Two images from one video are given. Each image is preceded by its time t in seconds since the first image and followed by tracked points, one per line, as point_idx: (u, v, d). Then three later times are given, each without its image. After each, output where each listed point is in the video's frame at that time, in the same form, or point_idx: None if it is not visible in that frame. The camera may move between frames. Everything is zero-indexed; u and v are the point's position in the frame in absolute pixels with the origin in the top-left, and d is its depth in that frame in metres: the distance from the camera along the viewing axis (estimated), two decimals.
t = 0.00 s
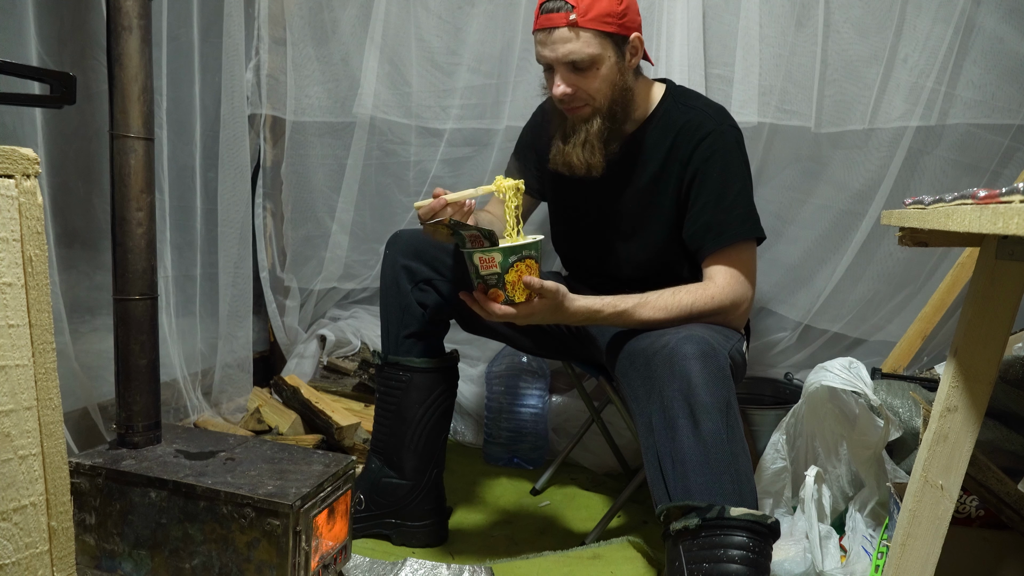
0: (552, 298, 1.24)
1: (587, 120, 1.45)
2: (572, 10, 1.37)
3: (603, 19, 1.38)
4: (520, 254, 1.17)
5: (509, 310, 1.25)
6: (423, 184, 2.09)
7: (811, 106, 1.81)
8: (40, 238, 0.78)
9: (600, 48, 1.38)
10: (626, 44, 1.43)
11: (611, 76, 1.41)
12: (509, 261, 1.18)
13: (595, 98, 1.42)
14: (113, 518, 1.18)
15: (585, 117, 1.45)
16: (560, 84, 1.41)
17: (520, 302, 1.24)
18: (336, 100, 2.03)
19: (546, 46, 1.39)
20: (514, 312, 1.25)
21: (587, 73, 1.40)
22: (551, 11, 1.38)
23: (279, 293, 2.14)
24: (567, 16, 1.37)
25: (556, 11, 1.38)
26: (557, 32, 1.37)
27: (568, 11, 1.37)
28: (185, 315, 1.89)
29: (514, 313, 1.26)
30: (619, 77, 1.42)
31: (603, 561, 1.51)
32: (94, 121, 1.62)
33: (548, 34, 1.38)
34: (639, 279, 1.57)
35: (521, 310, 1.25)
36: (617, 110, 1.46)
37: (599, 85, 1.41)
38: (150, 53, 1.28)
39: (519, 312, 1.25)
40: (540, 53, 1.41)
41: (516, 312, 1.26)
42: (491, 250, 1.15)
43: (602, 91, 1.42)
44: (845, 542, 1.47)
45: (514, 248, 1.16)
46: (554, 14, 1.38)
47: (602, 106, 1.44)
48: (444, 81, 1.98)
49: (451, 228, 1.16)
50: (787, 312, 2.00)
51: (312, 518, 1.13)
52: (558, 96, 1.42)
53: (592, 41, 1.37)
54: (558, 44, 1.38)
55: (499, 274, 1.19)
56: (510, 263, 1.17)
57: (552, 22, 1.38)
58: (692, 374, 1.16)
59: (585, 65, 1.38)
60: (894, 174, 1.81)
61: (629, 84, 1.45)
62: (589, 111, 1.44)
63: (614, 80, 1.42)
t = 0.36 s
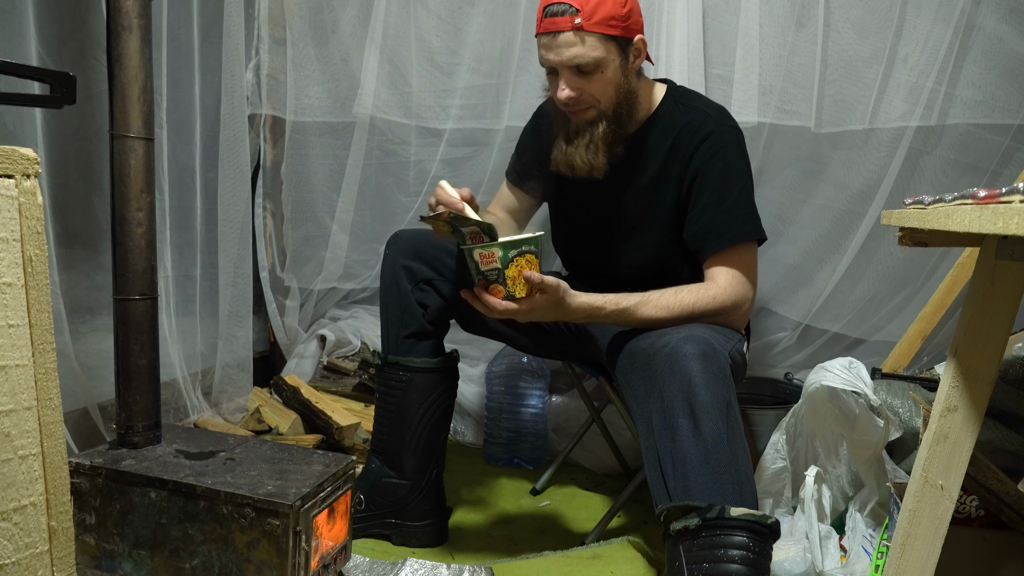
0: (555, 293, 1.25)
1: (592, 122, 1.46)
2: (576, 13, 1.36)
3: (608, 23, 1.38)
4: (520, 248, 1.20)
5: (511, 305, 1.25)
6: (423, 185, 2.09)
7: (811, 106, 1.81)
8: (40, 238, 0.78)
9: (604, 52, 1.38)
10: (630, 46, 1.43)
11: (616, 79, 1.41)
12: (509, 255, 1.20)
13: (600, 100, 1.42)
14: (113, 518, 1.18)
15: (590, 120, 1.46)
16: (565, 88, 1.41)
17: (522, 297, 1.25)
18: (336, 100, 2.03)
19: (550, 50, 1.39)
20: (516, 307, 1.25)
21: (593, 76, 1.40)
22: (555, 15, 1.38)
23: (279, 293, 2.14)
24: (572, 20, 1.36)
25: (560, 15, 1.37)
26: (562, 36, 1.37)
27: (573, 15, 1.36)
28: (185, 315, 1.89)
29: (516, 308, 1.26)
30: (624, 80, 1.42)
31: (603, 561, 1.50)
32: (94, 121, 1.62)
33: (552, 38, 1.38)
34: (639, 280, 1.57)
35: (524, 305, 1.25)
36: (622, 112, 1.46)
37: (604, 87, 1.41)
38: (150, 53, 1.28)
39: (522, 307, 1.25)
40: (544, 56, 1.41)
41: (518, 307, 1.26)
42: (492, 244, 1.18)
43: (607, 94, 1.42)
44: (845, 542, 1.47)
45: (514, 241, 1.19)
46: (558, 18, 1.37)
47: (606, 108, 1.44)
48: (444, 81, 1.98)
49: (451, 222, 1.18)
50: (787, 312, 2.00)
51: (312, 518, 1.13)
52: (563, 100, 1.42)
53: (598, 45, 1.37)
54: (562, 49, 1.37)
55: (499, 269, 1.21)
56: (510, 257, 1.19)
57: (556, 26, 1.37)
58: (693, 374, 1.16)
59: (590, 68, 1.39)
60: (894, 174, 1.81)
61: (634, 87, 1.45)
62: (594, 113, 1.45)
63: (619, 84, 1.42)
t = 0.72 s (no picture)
0: (552, 292, 1.25)
1: (590, 124, 1.46)
2: (573, 15, 1.36)
3: (605, 24, 1.38)
4: (513, 248, 1.23)
5: (508, 306, 1.25)
6: (423, 185, 2.09)
7: (811, 106, 1.81)
8: (40, 238, 0.78)
9: (602, 53, 1.38)
10: (629, 47, 1.43)
11: (614, 80, 1.42)
12: (502, 255, 1.23)
13: (598, 101, 1.43)
14: (113, 518, 1.18)
15: (588, 122, 1.46)
16: (563, 90, 1.41)
17: (519, 298, 1.26)
18: (336, 100, 2.03)
19: (547, 52, 1.39)
20: (514, 308, 1.26)
21: (591, 77, 1.40)
22: (552, 17, 1.38)
23: (279, 293, 2.14)
24: (569, 21, 1.36)
25: (557, 17, 1.37)
26: (559, 38, 1.37)
27: (569, 17, 1.36)
28: (185, 315, 1.89)
29: (514, 309, 1.26)
30: (622, 80, 1.43)
31: (603, 561, 1.50)
32: (94, 121, 1.62)
33: (549, 40, 1.38)
34: (640, 280, 1.57)
35: (521, 305, 1.26)
36: (620, 113, 1.46)
37: (602, 89, 1.42)
38: (150, 53, 1.28)
39: (519, 307, 1.26)
40: (542, 57, 1.41)
41: (516, 308, 1.26)
42: (484, 246, 1.21)
43: (605, 96, 1.43)
44: (845, 542, 1.47)
45: (503, 242, 1.22)
46: (555, 20, 1.37)
47: (604, 109, 1.44)
48: (444, 81, 1.98)
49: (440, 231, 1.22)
50: (787, 312, 2.00)
51: (312, 518, 1.13)
52: (561, 101, 1.43)
53: (594, 46, 1.37)
54: (559, 51, 1.38)
55: (493, 271, 1.24)
56: (503, 257, 1.22)
57: (553, 28, 1.37)
58: (693, 374, 1.16)
59: (589, 70, 1.39)
60: (894, 174, 1.81)
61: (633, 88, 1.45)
62: (591, 114, 1.45)
63: (618, 85, 1.42)
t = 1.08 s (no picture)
0: (555, 291, 1.25)
1: (591, 123, 1.46)
2: (578, 12, 1.37)
3: (610, 23, 1.38)
4: (515, 247, 1.22)
5: (512, 305, 1.25)
6: (423, 185, 2.09)
7: (811, 106, 1.81)
8: (40, 238, 0.78)
9: (605, 52, 1.38)
10: (632, 46, 1.43)
11: (617, 80, 1.42)
12: (504, 255, 1.22)
13: (599, 99, 1.43)
14: (113, 518, 1.18)
15: (590, 121, 1.45)
16: (565, 86, 1.41)
17: (521, 297, 1.26)
18: (336, 100, 2.03)
19: (551, 48, 1.40)
20: (517, 307, 1.26)
21: (593, 75, 1.40)
22: (557, 13, 1.38)
23: (279, 293, 2.14)
24: (573, 18, 1.37)
25: (562, 14, 1.38)
26: (563, 35, 1.38)
27: (574, 13, 1.37)
28: (185, 315, 1.89)
29: (517, 309, 1.26)
30: (624, 80, 1.43)
31: (603, 561, 1.50)
32: (94, 121, 1.62)
33: (553, 36, 1.38)
34: (641, 280, 1.57)
35: (524, 304, 1.26)
36: (622, 114, 1.46)
37: (603, 87, 1.41)
38: (150, 53, 1.28)
39: (522, 306, 1.26)
40: (545, 54, 1.41)
41: (519, 307, 1.26)
42: (485, 246, 1.20)
43: (606, 94, 1.43)
44: (845, 542, 1.47)
45: (505, 241, 1.21)
46: (559, 16, 1.38)
47: (606, 109, 1.44)
48: (444, 81, 1.98)
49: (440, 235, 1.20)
50: (787, 312, 2.00)
51: (312, 518, 1.13)
52: (563, 99, 1.43)
53: (598, 43, 1.38)
54: (563, 47, 1.38)
55: (495, 271, 1.23)
56: (505, 256, 1.22)
57: (557, 24, 1.38)
58: (692, 374, 1.16)
59: (591, 67, 1.39)
60: (894, 174, 1.81)
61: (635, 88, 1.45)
62: (593, 114, 1.45)
63: (619, 85, 1.42)
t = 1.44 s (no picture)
0: (556, 290, 1.25)
1: (594, 122, 1.45)
2: (577, 10, 1.37)
3: (608, 21, 1.38)
4: (517, 246, 1.22)
5: (513, 305, 1.24)
6: (423, 185, 2.09)
7: (811, 106, 1.81)
8: (40, 238, 0.78)
9: (605, 50, 1.38)
10: (632, 45, 1.43)
11: (618, 77, 1.41)
12: (506, 254, 1.21)
13: (602, 97, 1.42)
14: (113, 518, 1.18)
15: (593, 119, 1.45)
16: (565, 86, 1.40)
17: (523, 296, 1.25)
18: (336, 100, 2.03)
19: (550, 48, 1.39)
20: (518, 306, 1.25)
21: (594, 74, 1.40)
22: (556, 12, 1.38)
23: (279, 293, 2.14)
24: (572, 17, 1.37)
25: (561, 13, 1.38)
26: (562, 33, 1.37)
27: (573, 12, 1.37)
28: (185, 315, 1.89)
29: (518, 308, 1.25)
30: (625, 78, 1.42)
31: (603, 561, 1.50)
32: (94, 121, 1.62)
33: (553, 35, 1.38)
34: (641, 279, 1.57)
35: (525, 303, 1.25)
36: (623, 112, 1.46)
37: (605, 85, 1.41)
38: (150, 53, 1.28)
39: (524, 305, 1.25)
40: (545, 53, 1.41)
41: (520, 307, 1.26)
42: (489, 245, 1.19)
43: (607, 92, 1.42)
44: (845, 542, 1.47)
45: (508, 240, 1.20)
46: (558, 15, 1.38)
47: (608, 106, 1.43)
48: (444, 81, 1.98)
49: (445, 231, 1.18)
50: (787, 312, 2.00)
51: (312, 518, 1.13)
52: (564, 97, 1.42)
53: (597, 42, 1.37)
54: (563, 46, 1.38)
55: (498, 269, 1.22)
56: (509, 255, 1.21)
57: (557, 23, 1.38)
58: (692, 374, 1.16)
59: (591, 66, 1.39)
60: (894, 174, 1.81)
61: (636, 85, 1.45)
62: (596, 112, 1.44)
63: (620, 82, 1.42)
